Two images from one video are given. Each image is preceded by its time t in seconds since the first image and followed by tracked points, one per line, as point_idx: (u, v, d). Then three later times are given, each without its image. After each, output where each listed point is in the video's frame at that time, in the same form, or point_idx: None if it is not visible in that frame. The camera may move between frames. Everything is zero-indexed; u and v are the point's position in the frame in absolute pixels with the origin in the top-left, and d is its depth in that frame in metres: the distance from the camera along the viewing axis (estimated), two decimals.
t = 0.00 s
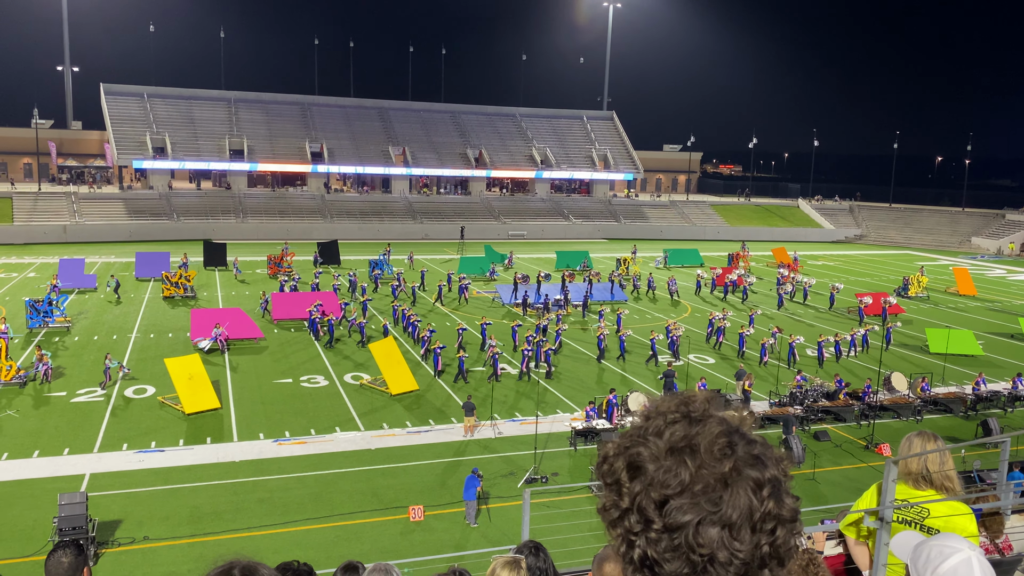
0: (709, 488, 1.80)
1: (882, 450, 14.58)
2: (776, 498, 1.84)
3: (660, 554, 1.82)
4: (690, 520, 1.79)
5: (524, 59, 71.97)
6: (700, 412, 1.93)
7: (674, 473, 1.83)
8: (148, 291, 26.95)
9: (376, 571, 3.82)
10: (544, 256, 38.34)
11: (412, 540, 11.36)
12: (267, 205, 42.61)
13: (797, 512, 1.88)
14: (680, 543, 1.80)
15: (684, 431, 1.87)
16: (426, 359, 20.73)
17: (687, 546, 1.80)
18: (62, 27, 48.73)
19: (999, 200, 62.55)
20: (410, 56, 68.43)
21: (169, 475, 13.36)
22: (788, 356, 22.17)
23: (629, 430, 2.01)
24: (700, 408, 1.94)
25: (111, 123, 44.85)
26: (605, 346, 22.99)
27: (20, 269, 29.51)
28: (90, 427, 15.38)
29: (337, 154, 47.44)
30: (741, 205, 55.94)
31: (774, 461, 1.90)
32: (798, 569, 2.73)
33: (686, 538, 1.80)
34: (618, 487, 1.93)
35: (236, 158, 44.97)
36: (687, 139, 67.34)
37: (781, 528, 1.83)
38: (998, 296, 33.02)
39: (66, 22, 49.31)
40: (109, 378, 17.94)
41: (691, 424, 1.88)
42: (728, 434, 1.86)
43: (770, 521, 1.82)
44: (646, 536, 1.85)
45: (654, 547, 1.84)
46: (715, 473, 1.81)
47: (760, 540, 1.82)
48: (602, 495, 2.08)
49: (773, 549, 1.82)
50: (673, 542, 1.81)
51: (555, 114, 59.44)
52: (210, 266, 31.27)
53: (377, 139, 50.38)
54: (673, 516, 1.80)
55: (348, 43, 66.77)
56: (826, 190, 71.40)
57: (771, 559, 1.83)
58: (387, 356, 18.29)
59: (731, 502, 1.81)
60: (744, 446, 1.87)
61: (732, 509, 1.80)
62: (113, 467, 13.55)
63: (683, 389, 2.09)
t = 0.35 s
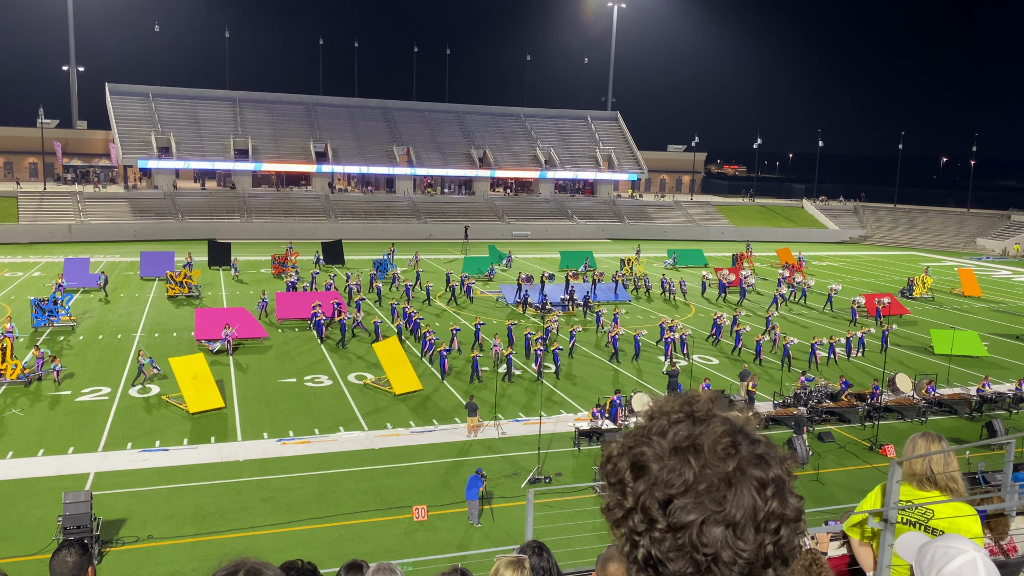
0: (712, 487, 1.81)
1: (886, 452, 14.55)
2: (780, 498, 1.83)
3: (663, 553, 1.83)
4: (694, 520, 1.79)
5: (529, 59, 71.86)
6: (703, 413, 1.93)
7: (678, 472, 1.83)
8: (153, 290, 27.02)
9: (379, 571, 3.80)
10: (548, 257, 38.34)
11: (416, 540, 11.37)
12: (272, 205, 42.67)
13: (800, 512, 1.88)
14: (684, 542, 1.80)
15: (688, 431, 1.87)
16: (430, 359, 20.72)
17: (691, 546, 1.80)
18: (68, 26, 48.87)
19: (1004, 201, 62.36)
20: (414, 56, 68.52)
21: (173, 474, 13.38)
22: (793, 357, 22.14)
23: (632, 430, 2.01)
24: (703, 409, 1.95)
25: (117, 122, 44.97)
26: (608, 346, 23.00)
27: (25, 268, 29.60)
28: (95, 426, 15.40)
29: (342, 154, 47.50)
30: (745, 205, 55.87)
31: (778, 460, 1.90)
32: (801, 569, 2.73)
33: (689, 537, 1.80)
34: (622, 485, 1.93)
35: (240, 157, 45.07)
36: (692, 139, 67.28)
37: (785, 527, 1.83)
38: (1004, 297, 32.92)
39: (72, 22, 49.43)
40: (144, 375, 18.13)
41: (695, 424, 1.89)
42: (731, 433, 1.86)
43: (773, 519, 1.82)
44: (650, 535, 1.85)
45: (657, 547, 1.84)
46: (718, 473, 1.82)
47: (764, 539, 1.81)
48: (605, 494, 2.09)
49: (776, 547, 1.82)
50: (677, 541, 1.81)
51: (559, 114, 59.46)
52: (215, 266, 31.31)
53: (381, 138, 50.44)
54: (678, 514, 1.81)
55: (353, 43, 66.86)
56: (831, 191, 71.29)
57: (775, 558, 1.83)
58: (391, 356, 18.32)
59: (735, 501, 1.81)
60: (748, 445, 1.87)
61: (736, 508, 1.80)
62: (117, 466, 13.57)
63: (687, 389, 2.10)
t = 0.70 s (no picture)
0: (716, 483, 1.81)
1: (888, 450, 14.56)
2: (783, 494, 1.84)
3: (666, 550, 1.82)
4: (696, 516, 1.79)
5: (531, 58, 71.76)
6: (706, 410, 1.94)
7: (682, 469, 1.83)
8: (155, 289, 27.06)
9: (380, 571, 3.79)
10: (550, 255, 38.35)
11: (418, 538, 11.37)
12: (274, 204, 42.69)
13: (804, 510, 1.88)
14: (687, 538, 1.80)
15: (691, 427, 1.87)
16: (432, 357, 20.74)
17: (694, 542, 1.80)
18: (71, 25, 48.90)
19: (1007, 201, 62.28)
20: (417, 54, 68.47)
21: (175, 472, 13.40)
22: (795, 356, 22.16)
23: (635, 426, 2.01)
24: (706, 406, 1.96)
25: (119, 120, 44.99)
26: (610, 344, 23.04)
27: (28, 266, 29.64)
28: (97, 424, 15.43)
29: (344, 152, 47.51)
30: (748, 204, 55.81)
31: (781, 457, 1.90)
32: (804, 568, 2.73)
33: (691, 534, 1.80)
34: (625, 483, 1.92)
35: (243, 155, 45.08)
36: (695, 138, 67.23)
37: (787, 523, 1.83)
38: (1006, 296, 32.87)
39: (75, 20, 49.46)
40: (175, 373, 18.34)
41: (697, 420, 1.89)
42: (734, 431, 1.87)
43: (777, 517, 1.82)
44: (652, 532, 1.84)
45: (660, 543, 1.83)
46: (721, 469, 1.82)
47: (767, 536, 1.81)
48: (608, 492, 2.07)
49: (779, 545, 1.82)
50: (680, 538, 1.81)
51: (562, 112, 59.43)
52: (217, 264, 31.33)
53: (384, 137, 50.43)
54: (680, 511, 1.81)
55: (355, 41, 66.83)
56: (833, 189, 71.21)
57: (779, 556, 1.82)
58: (393, 354, 18.32)
59: (738, 498, 1.81)
60: (751, 443, 1.87)
61: (739, 505, 1.80)
62: (119, 464, 13.59)
63: (689, 386, 2.11)
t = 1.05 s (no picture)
0: (714, 480, 1.81)
1: (890, 447, 14.55)
2: (781, 491, 1.83)
3: (665, 546, 1.82)
4: (695, 513, 1.79)
5: (532, 55, 71.56)
6: (706, 407, 1.93)
7: (680, 465, 1.83)
8: (156, 285, 27.07)
9: (380, 567, 3.76)
10: (551, 252, 38.35)
11: (419, 534, 11.39)
12: (275, 200, 42.70)
13: (803, 508, 1.88)
14: (686, 535, 1.80)
15: (690, 424, 1.87)
16: (433, 354, 20.75)
17: (693, 539, 1.79)
18: (72, 20, 48.87)
19: (1009, 198, 62.24)
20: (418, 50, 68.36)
21: (177, 468, 13.43)
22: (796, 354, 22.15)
23: (634, 424, 2.00)
24: (706, 401, 1.94)
25: (120, 117, 44.99)
26: (611, 341, 23.05)
27: (29, 262, 29.66)
28: (99, 420, 15.46)
29: (345, 149, 47.50)
30: (749, 201, 55.72)
31: (780, 454, 1.89)
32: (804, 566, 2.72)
33: (691, 531, 1.79)
34: (624, 479, 1.91)
35: (244, 152, 45.06)
36: (696, 135, 67.14)
37: (787, 521, 1.83)
38: (1008, 293, 32.83)
39: (76, 15, 49.45)
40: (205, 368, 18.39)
41: (697, 417, 1.89)
42: (734, 427, 1.87)
43: (776, 513, 1.82)
44: (651, 529, 1.84)
45: (659, 539, 1.83)
46: (721, 466, 1.82)
47: (766, 533, 1.81)
48: (607, 487, 2.06)
49: (778, 542, 1.82)
50: (679, 535, 1.81)
51: (563, 109, 59.37)
52: (218, 260, 31.34)
53: (385, 133, 50.40)
54: (679, 508, 1.80)
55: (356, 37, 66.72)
56: (835, 187, 71.14)
57: (777, 552, 1.82)
58: (394, 351, 18.33)
59: (736, 494, 1.81)
60: (750, 439, 1.87)
61: (737, 502, 1.80)
62: (121, 460, 13.61)
63: (688, 384, 2.10)
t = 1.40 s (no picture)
0: (716, 475, 1.81)
1: (891, 444, 14.55)
2: (782, 487, 1.84)
3: (667, 542, 1.82)
4: (696, 508, 1.80)
5: (534, 51, 71.43)
6: (707, 403, 1.93)
7: (681, 462, 1.83)
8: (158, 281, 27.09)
9: (381, 562, 3.75)
10: (553, 248, 38.34)
11: (420, 530, 11.41)
12: (277, 196, 42.68)
13: (804, 504, 1.88)
14: (688, 531, 1.81)
15: (690, 421, 1.87)
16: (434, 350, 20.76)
17: (694, 535, 1.80)
18: (73, 16, 48.81)
19: (1011, 195, 62.12)
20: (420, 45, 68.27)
21: (179, 463, 13.45)
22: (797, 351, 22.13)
23: (635, 422, 2.01)
24: (707, 398, 1.94)
25: (122, 113, 45.01)
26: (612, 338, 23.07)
27: (31, 258, 29.70)
28: (101, 416, 15.48)
29: (347, 145, 47.49)
30: (751, 197, 55.66)
31: (782, 451, 1.89)
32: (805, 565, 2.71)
33: (692, 526, 1.81)
34: (625, 475, 1.92)
35: (246, 148, 45.09)
36: (698, 131, 67.08)
37: (789, 516, 1.84)
38: (1010, 290, 32.79)
39: (77, 11, 49.43)
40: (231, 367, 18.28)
41: (698, 414, 1.89)
42: (734, 423, 1.87)
43: (777, 509, 1.83)
44: (653, 524, 1.85)
45: (661, 536, 1.83)
46: (722, 461, 1.82)
47: (767, 529, 1.82)
48: (608, 484, 2.07)
49: (779, 538, 1.82)
50: (680, 530, 1.81)
51: (565, 105, 59.36)
52: (219, 256, 31.34)
53: (387, 130, 50.39)
54: (680, 504, 1.81)
55: (358, 33, 66.68)
56: (837, 183, 71.06)
57: (779, 548, 1.83)
58: (396, 347, 18.36)
59: (738, 490, 1.81)
60: (751, 436, 1.87)
61: (739, 498, 1.81)
62: (123, 455, 13.64)
63: (690, 380, 2.10)
